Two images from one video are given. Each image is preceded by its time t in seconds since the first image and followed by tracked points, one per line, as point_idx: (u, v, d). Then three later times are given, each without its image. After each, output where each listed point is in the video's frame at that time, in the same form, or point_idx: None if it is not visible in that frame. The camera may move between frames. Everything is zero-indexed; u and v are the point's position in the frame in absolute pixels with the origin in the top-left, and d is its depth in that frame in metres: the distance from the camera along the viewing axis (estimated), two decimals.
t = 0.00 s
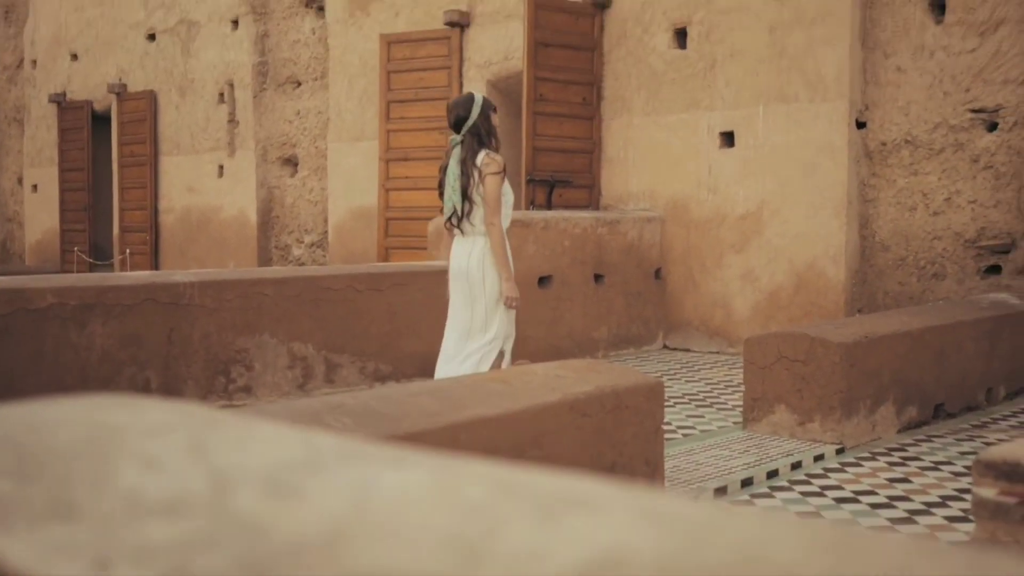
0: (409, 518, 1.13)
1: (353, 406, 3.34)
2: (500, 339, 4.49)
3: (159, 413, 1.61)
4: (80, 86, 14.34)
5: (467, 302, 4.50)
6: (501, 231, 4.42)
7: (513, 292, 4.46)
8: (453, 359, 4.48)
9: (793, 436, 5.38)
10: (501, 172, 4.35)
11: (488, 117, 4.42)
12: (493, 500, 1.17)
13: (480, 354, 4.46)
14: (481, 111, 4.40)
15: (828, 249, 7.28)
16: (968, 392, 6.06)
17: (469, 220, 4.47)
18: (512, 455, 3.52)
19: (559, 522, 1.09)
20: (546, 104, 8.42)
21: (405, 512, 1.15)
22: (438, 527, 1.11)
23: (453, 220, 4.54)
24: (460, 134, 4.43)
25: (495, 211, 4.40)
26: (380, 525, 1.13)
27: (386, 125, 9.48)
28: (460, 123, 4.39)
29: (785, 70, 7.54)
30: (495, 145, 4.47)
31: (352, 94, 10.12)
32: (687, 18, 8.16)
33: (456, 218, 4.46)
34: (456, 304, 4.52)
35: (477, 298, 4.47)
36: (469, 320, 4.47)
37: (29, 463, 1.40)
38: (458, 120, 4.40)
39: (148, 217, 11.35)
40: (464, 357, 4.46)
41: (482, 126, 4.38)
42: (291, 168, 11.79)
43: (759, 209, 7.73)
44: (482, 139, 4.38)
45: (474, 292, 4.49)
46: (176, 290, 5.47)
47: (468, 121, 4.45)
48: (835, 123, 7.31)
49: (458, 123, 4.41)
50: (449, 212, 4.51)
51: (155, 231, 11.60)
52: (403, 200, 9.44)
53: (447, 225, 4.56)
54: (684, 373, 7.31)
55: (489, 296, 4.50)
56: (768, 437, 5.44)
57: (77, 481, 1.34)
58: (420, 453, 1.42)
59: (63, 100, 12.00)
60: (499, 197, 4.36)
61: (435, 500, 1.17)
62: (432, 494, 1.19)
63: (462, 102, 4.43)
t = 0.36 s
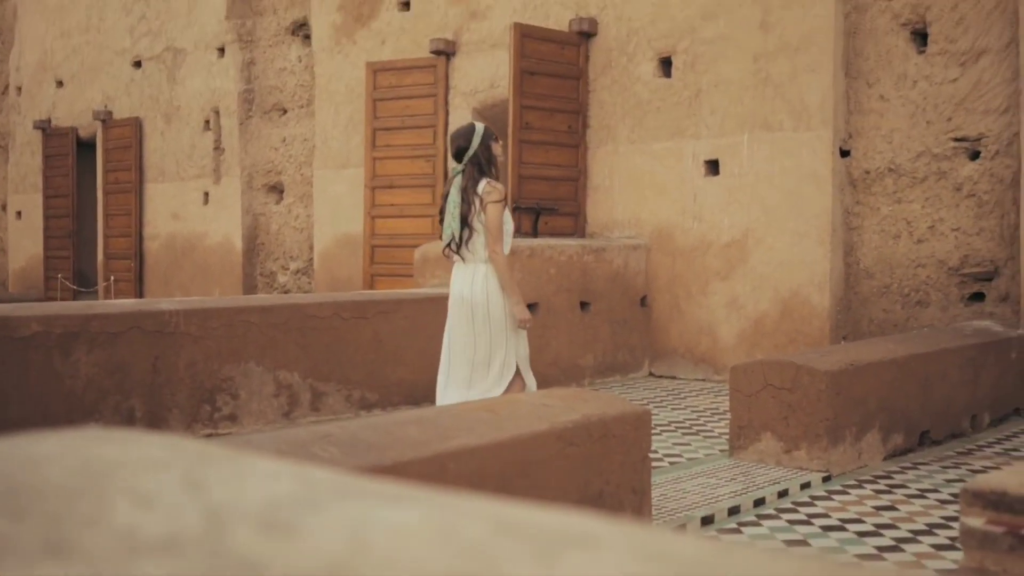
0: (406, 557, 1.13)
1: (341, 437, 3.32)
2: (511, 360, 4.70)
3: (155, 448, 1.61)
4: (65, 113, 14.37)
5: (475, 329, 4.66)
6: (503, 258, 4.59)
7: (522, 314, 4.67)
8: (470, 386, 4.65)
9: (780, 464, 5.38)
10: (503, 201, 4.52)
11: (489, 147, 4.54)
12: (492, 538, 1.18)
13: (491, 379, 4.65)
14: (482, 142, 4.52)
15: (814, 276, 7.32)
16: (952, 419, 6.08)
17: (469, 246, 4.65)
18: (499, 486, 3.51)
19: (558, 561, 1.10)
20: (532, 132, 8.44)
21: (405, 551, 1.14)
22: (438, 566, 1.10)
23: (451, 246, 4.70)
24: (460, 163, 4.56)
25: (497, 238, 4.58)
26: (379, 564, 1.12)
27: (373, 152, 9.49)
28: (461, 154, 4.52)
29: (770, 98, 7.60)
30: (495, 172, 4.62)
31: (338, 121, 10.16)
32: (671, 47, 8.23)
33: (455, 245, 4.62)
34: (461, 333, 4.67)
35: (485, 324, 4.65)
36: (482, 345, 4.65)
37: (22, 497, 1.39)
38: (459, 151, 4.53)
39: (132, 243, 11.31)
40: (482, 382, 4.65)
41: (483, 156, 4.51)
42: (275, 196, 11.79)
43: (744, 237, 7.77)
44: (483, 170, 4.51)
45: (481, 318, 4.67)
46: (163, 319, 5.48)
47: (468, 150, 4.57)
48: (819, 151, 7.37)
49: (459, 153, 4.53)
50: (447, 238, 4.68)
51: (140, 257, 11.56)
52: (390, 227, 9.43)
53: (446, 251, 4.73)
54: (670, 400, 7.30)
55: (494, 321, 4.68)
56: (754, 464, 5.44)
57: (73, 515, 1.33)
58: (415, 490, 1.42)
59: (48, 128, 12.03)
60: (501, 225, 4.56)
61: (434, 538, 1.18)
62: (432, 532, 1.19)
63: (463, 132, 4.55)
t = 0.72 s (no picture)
0: None
1: (326, 465, 3.31)
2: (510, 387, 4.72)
3: (145, 480, 1.61)
4: (48, 139, 14.36)
5: (477, 356, 4.67)
6: (505, 287, 4.62)
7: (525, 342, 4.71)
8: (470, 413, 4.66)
9: (765, 491, 5.37)
10: (504, 232, 4.57)
11: (489, 178, 4.62)
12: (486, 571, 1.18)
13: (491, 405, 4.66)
14: (483, 173, 4.60)
15: (796, 302, 7.35)
16: (935, 445, 6.10)
17: (468, 274, 4.69)
18: (484, 515, 3.50)
19: None
20: (516, 159, 8.47)
21: None
22: None
23: (449, 273, 4.74)
24: (462, 194, 4.63)
25: (497, 267, 4.61)
26: None
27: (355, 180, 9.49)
28: (462, 184, 4.59)
29: (752, 126, 7.66)
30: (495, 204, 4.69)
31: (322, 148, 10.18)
32: (654, 75, 8.29)
33: (453, 272, 4.67)
34: (464, 360, 4.67)
35: (484, 350, 4.66)
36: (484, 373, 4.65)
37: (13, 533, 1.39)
38: (460, 181, 4.61)
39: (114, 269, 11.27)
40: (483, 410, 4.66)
41: (483, 186, 4.58)
42: (258, 222, 11.77)
43: (727, 263, 7.81)
44: (484, 199, 4.57)
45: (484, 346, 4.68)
46: (147, 346, 5.48)
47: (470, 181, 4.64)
48: (801, 178, 7.42)
49: (460, 184, 4.60)
50: (446, 265, 4.73)
51: (121, 284, 11.50)
52: (373, 254, 9.43)
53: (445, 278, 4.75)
54: (654, 427, 7.29)
55: (494, 348, 4.69)
56: (739, 491, 5.43)
57: (63, 550, 1.34)
58: (407, 522, 1.42)
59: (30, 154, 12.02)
60: (500, 254, 4.59)
61: (425, 570, 1.17)
62: (426, 565, 1.19)
63: (465, 163, 4.62)
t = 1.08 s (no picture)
0: None
1: (314, 483, 3.30)
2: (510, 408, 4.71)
3: (136, 502, 1.62)
4: (34, 155, 14.33)
5: (480, 376, 4.65)
6: (508, 309, 4.62)
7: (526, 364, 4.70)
8: (469, 432, 4.64)
9: (752, 508, 5.37)
10: (509, 253, 4.59)
11: (497, 200, 4.66)
12: None
13: (488, 425, 4.65)
14: (490, 195, 4.64)
15: (783, 319, 7.36)
16: (922, 461, 6.11)
17: (473, 294, 4.68)
18: (474, 533, 3.48)
19: None
20: (503, 175, 8.45)
21: None
22: None
23: (454, 293, 4.73)
24: (470, 215, 4.65)
25: (501, 289, 4.61)
26: None
27: (341, 197, 9.48)
28: (469, 206, 4.63)
29: (738, 143, 7.69)
30: (501, 227, 4.71)
31: (309, 165, 10.18)
32: (641, 92, 8.32)
33: (457, 291, 4.66)
34: (466, 378, 4.65)
35: (486, 370, 4.64)
36: (486, 393, 4.64)
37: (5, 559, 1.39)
38: (468, 203, 4.64)
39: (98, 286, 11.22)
40: (481, 431, 4.65)
41: (491, 208, 4.62)
42: (244, 238, 11.75)
43: (714, 280, 7.82)
44: (492, 221, 4.60)
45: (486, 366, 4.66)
46: (134, 362, 5.46)
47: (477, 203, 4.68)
48: (787, 195, 7.45)
49: (468, 205, 4.64)
50: (450, 284, 4.71)
51: (106, 300, 11.45)
52: (359, 270, 9.39)
53: (450, 298, 4.75)
54: (642, 444, 7.28)
55: (495, 368, 4.66)
56: (727, 508, 5.42)
57: (54, 575, 1.36)
58: (399, 543, 1.41)
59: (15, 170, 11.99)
60: (505, 276, 4.59)
61: None
62: None
63: (474, 185, 4.67)
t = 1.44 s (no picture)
0: None
1: (297, 499, 3.27)
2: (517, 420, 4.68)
3: (121, 526, 1.60)
4: (16, 168, 14.26)
5: (486, 387, 4.64)
6: (514, 322, 4.63)
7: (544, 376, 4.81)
8: (474, 444, 4.60)
9: (736, 523, 5.35)
10: (519, 267, 4.66)
11: (506, 216, 4.75)
12: None
13: (491, 438, 4.61)
14: (499, 210, 4.73)
15: (766, 333, 7.36)
16: (905, 475, 6.11)
17: (484, 309, 4.70)
18: (459, 550, 3.45)
19: None
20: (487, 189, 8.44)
21: None
22: None
23: (466, 307, 4.76)
24: (479, 230, 4.73)
25: (511, 302, 4.63)
26: None
27: (325, 210, 9.45)
28: (479, 221, 4.71)
29: (721, 158, 7.70)
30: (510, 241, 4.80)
31: (292, 179, 10.15)
32: (624, 107, 8.33)
33: (470, 305, 4.68)
34: (475, 389, 4.65)
35: (492, 382, 4.63)
36: (493, 403, 4.61)
37: None
38: (478, 218, 4.72)
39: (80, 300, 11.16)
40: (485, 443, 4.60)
41: (500, 223, 4.71)
42: (227, 252, 11.71)
43: (697, 294, 7.83)
44: (502, 235, 4.69)
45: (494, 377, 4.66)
46: (115, 378, 5.43)
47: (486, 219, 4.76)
48: (770, 210, 7.47)
49: (478, 221, 4.73)
50: (462, 300, 4.74)
51: (87, 314, 11.38)
52: (342, 284, 9.35)
53: (461, 312, 4.78)
54: (626, 459, 7.25)
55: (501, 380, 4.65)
56: (711, 523, 5.41)
57: None
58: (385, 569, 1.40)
59: None
60: (514, 289, 4.63)
61: None
62: None
63: (482, 202, 4.76)
